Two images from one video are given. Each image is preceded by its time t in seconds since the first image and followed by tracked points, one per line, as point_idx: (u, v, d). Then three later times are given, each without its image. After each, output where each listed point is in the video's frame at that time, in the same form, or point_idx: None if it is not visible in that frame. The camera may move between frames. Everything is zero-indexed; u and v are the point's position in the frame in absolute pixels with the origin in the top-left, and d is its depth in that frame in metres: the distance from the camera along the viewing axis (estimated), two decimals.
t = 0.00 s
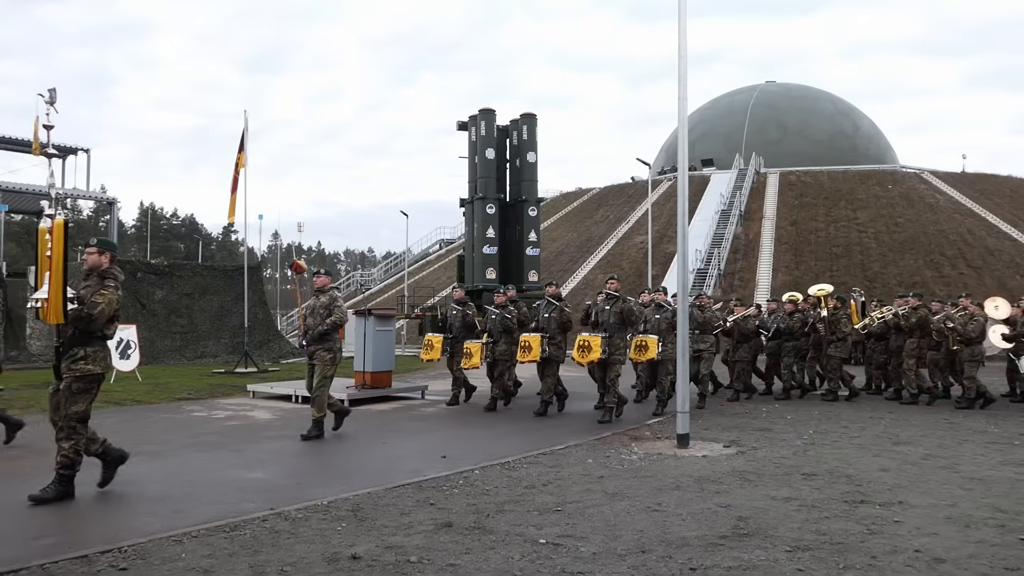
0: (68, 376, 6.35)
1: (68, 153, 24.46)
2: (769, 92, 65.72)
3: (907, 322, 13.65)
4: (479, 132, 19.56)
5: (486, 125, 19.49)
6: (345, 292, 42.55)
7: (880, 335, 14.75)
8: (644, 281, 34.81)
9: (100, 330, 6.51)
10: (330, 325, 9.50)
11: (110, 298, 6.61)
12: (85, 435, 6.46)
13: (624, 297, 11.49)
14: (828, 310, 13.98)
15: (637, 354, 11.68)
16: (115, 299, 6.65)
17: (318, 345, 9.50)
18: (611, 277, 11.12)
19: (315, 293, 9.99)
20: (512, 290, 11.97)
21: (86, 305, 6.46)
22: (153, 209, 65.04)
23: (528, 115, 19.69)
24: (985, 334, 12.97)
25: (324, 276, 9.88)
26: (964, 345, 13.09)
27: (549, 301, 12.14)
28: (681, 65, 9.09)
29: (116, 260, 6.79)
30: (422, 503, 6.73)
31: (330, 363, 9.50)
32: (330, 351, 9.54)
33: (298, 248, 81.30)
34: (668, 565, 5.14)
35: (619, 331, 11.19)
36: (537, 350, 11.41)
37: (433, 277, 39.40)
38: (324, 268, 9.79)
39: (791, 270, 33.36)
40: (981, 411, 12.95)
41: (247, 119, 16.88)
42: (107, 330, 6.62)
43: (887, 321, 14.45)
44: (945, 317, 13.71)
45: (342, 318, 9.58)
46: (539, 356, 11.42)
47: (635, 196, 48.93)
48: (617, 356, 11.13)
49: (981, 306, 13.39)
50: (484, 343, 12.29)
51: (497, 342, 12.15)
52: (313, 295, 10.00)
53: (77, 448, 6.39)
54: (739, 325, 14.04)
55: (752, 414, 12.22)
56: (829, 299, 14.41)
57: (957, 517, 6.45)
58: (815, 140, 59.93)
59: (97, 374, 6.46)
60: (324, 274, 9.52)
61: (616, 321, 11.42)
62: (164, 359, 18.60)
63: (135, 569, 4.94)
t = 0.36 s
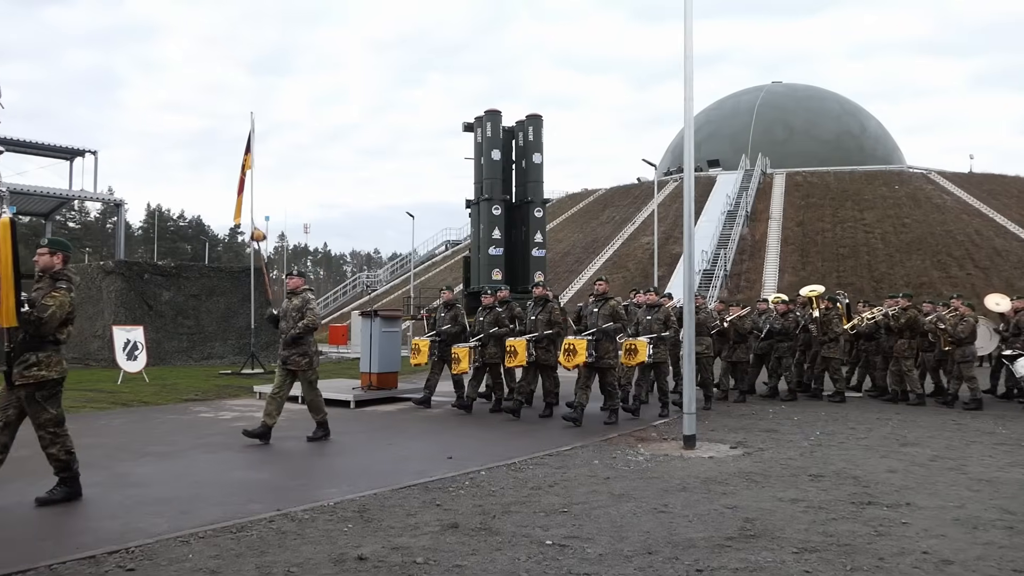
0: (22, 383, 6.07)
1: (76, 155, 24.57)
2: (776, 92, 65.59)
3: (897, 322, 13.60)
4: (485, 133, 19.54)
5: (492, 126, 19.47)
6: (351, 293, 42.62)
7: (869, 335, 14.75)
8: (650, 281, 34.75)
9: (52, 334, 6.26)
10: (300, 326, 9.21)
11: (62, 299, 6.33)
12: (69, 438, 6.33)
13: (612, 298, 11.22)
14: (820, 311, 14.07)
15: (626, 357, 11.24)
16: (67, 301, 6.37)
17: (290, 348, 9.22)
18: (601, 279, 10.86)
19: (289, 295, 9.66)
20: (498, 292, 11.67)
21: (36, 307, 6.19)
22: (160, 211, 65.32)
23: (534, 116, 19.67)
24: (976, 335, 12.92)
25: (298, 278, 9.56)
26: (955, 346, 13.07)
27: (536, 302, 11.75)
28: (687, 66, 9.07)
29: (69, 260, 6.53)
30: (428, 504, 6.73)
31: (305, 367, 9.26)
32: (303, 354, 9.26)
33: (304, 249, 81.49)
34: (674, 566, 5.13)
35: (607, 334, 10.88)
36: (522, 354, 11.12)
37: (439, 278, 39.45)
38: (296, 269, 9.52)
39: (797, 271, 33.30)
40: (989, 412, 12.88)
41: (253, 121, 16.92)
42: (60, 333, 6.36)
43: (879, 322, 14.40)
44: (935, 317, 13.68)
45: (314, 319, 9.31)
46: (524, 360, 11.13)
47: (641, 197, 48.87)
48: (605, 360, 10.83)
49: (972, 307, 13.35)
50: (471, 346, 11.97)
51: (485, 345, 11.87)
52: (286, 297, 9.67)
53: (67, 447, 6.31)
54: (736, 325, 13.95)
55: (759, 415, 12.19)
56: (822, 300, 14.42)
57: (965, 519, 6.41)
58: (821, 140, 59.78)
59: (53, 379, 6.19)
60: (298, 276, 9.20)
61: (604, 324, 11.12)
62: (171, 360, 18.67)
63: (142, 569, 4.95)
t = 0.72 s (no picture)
0: None
1: (81, 155, 24.62)
2: (781, 92, 65.50)
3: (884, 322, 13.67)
4: (489, 134, 19.55)
5: (495, 127, 19.47)
6: (355, 294, 42.68)
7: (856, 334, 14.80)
8: (654, 282, 34.71)
9: None
10: (268, 324, 9.09)
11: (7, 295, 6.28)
12: None
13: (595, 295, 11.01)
14: (808, 310, 14.26)
15: (612, 354, 11.18)
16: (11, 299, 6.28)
17: (257, 345, 9.03)
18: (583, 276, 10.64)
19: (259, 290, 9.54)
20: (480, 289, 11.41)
21: None
22: (166, 212, 65.49)
23: (538, 117, 19.67)
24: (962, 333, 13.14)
25: (267, 273, 9.40)
26: (943, 344, 13.23)
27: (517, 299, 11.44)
28: (691, 66, 9.07)
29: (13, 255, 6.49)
30: (433, 505, 6.73)
31: (267, 364, 9.10)
32: (268, 352, 9.12)
33: (308, 249, 81.65)
34: (678, 567, 5.13)
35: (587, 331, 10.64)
36: (501, 352, 11.13)
37: (443, 279, 39.46)
38: (264, 265, 9.34)
39: (802, 271, 33.26)
40: (995, 413, 12.83)
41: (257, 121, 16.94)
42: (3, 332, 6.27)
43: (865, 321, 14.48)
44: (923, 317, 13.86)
45: (281, 317, 9.23)
46: (504, 358, 11.15)
47: (645, 197, 48.82)
48: (585, 358, 10.52)
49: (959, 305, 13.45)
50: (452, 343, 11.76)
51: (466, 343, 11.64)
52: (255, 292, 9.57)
53: None
54: (730, 324, 13.34)
55: (764, 415, 12.18)
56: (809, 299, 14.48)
57: (970, 520, 6.39)
58: (826, 141, 59.67)
59: None
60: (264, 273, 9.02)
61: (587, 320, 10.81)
62: (176, 360, 18.71)
63: (147, 569, 4.97)
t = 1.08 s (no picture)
0: None
1: (88, 156, 24.73)
2: (786, 92, 65.41)
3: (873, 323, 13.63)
4: (494, 134, 19.56)
5: (501, 127, 19.47)
6: (360, 295, 42.75)
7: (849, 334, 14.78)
8: (660, 282, 34.64)
9: None
10: (235, 326, 8.69)
11: None
12: None
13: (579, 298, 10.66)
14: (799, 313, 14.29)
15: (599, 359, 10.92)
16: None
17: (224, 349, 8.65)
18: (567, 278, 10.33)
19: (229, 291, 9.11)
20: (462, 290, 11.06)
21: None
22: (172, 213, 65.73)
23: (543, 117, 19.67)
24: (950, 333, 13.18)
25: (237, 274, 8.98)
26: (930, 345, 13.27)
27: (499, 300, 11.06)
28: (697, 66, 9.05)
29: None
30: (437, 505, 6.73)
31: (234, 370, 8.68)
32: (235, 357, 8.71)
33: (313, 250, 81.79)
34: (683, 568, 5.12)
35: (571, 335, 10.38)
36: (483, 356, 10.67)
37: (448, 279, 39.51)
38: (234, 266, 8.89)
39: (808, 271, 33.19)
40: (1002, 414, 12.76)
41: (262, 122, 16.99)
42: None
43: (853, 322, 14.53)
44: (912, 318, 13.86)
45: (250, 320, 8.82)
46: (486, 362, 10.69)
47: (650, 197, 48.78)
48: (569, 362, 10.34)
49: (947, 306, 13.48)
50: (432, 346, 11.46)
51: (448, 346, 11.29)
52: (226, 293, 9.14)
53: None
54: (727, 327, 13.34)
55: (769, 416, 12.16)
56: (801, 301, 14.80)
57: (978, 521, 6.36)
58: (832, 141, 59.54)
59: None
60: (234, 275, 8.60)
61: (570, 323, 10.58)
62: (182, 361, 18.77)
63: (154, 569, 4.98)
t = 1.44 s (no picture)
0: None
1: (90, 157, 24.77)
2: (788, 92, 65.40)
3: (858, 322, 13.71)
4: (496, 135, 19.56)
5: (503, 127, 19.47)
6: (363, 295, 42.79)
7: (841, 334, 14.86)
8: (661, 283, 34.64)
9: None
10: (201, 326, 8.40)
11: None
12: None
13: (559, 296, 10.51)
14: (791, 312, 14.04)
15: (579, 359, 10.60)
16: None
17: (192, 351, 8.38)
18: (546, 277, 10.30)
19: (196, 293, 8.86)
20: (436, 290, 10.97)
21: None
22: (174, 213, 65.83)
23: (545, 118, 19.65)
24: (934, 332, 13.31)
25: (200, 274, 8.74)
26: (915, 344, 13.45)
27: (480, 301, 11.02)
28: (699, 66, 9.05)
29: None
30: (439, 506, 6.73)
31: (207, 372, 8.40)
32: (204, 358, 8.42)
33: (315, 251, 81.92)
34: (686, 569, 5.11)
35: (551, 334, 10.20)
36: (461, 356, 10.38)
37: (451, 280, 39.52)
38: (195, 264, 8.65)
39: (810, 272, 33.16)
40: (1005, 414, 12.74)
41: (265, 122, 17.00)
42: None
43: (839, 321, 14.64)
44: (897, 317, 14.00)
45: (217, 318, 8.50)
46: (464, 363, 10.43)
47: (652, 198, 48.77)
48: (550, 363, 10.19)
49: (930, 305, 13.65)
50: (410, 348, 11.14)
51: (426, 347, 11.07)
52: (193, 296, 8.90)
53: None
54: (720, 325, 13.56)
55: (771, 416, 12.16)
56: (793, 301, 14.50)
57: (980, 521, 6.36)
58: (834, 141, 59.52)
59: None
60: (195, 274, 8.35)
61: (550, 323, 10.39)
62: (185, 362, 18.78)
63: (156, 569, 4.99)
